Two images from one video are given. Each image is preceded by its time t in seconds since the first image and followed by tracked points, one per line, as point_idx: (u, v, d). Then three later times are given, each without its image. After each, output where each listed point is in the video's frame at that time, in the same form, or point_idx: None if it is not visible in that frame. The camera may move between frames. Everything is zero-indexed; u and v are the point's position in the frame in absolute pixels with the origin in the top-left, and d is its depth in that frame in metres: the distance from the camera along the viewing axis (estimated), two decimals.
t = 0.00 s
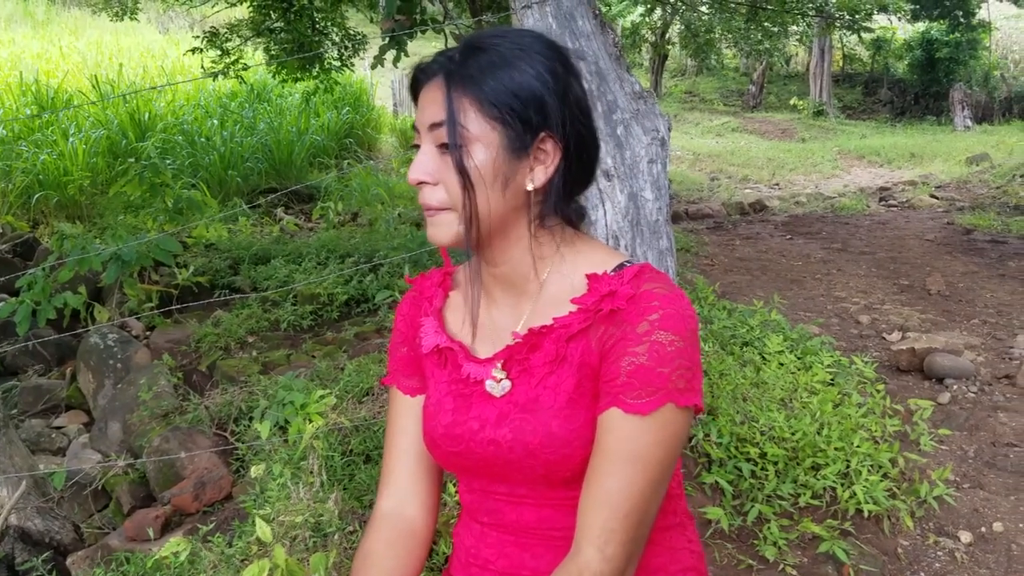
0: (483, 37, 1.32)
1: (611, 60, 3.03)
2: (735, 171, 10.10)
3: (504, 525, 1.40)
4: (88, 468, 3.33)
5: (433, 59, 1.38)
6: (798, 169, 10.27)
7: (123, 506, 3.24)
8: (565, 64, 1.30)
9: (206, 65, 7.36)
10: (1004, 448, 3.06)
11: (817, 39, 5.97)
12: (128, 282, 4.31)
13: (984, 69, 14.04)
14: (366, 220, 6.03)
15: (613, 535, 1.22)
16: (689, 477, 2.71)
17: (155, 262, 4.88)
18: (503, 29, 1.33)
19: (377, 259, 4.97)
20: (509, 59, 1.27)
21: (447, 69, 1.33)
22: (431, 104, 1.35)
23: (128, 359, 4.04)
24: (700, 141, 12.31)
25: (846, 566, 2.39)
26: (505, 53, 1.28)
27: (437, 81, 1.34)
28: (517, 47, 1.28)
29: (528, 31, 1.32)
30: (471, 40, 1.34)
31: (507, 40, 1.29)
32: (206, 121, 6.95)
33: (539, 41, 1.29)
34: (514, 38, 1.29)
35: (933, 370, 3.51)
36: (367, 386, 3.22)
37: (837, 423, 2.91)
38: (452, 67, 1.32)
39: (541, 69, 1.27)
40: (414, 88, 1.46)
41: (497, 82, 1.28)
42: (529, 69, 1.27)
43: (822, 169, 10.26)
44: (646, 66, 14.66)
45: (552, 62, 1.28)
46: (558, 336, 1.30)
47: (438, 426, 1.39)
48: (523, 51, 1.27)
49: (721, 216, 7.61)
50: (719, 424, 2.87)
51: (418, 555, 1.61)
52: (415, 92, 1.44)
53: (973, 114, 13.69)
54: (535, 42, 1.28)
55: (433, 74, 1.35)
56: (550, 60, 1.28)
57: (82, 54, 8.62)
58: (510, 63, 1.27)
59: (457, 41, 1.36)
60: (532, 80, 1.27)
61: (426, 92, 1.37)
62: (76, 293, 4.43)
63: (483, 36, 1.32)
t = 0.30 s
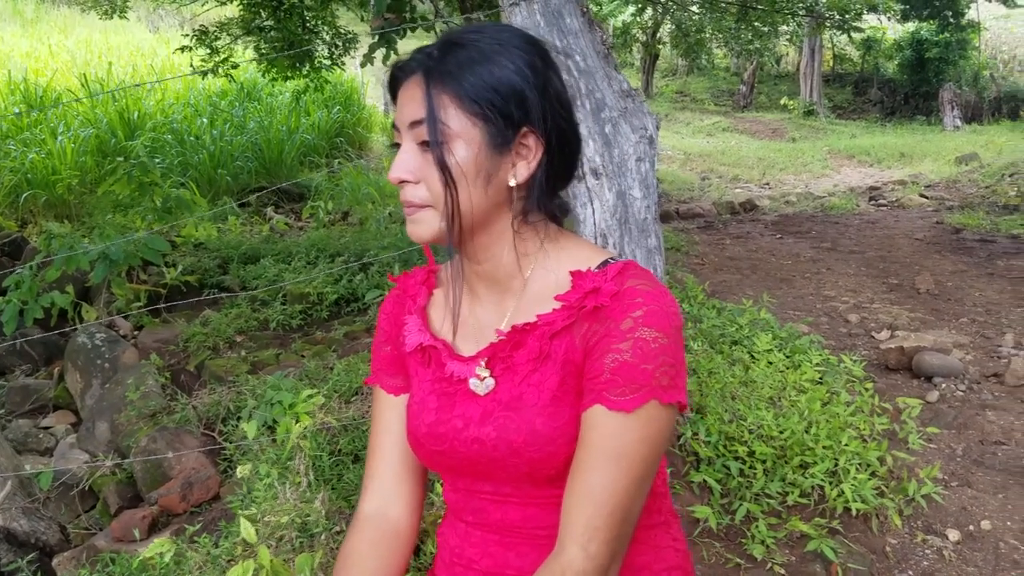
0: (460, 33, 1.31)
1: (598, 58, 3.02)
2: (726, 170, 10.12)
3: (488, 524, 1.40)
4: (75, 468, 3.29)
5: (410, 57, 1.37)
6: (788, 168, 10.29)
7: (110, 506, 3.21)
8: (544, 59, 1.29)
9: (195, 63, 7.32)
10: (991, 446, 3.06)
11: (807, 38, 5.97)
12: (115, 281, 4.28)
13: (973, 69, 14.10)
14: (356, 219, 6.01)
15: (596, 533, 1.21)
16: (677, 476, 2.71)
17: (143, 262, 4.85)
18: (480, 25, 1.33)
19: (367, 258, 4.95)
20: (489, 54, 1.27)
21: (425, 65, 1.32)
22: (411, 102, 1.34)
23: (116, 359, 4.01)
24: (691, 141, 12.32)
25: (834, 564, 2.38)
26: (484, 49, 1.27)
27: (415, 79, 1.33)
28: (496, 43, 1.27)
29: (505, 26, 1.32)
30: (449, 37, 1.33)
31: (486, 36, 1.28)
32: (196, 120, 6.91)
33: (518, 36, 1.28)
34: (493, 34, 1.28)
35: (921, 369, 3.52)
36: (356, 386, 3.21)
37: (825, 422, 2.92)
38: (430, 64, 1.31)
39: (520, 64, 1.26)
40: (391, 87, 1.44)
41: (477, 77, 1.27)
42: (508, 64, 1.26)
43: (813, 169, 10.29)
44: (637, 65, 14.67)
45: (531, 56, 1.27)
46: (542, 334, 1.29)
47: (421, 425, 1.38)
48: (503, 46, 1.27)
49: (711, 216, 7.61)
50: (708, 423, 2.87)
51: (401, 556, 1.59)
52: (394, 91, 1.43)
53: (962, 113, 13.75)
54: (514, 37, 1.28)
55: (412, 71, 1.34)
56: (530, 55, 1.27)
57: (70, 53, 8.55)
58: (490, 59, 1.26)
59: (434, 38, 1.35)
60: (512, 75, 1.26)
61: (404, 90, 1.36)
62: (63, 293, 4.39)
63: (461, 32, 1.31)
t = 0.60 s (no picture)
0: (451, 36, 1.31)
1: (592, 59, 3.02)
2: (720, 170, 10.14)
3: (481, 526, 1.40)
4: (69, 469, 3.28)
5: (400, 60, 1.37)
6: (782, 168, 10.31)
7: (104, 507, 3.21)
8: (535, 60, 1.30)
9: (189, 63, 7.30)
10: (984, 446, 3.08)
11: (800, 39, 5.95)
12: (109, 282, 4.27)
13: (966, 69, 14.17)
14: (351, 220, 6.00)
15: (589, 536, 1.22)
16: (671, 476, 2.72)
17: (136, 262, 4.84)
18: (470, 27, 1.33)
19: (361, 258, 4.94)
20: (479, 56, 1.27)
21: (416, 68, 1.32)
22: (403, 105, 1.34)
23: (110, 360, 4.01)
24: (685, 141, 12.34)
25: (827, 564, 2.39)
26: (475, 51, 1.27)
27: (406, 82, 1.33)
28: (486, 44, 1.28)
29: (495, 27, 1.32)
30: (439, 39, 1.33)
31: (476, 38, 1.29)
32: (190, 120, 6.89)
33: (509, 38, 1.28)
34: (483, 36, 1.29)
35: (914, 369, 3.53)
36: (350, 386, 3.21)
37: (818, 422, 2.93)
38: (421, 66, 1.31)
39: (512, 65, 1.26)
40: (383, 90, 1.45)
41: (468, 79, 1.27)
42: (500, 65, 1.26)
43: (807, 169, 10.32)
44: (632, 66, 14.69)
45: (522, 57, 1.27)
46: (535, 336, 1.29)
47: (415, 427, 1.38)
48: (493, 47, 1.27)
49: (705, 216, 7.63)
50: (701, 423, 2.88)
51: (395, 557, 1.60)
52: (386, 94, 1.43)
53: (956, 114, 13.79)
54: (504, 39, 1.28)
55: (403, 74, 1.34)
56: (521, 56, 1.27)
57: (63, 53, 8.53)
58: (481, 61, 1.27)
59: (425, 41, 1.35)
60: (503, 76, 1.26)
61: (396, 93, 1.36)
62: (57, 293, 4.38)
63: (451, 35, 1.32)
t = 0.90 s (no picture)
0: (442, 37, 1.31)
1: (586, 60, 3.02)
2: (715, 171, 10.16)
3: (472, 528, 1.40)
4: (62, 470, 3.27)
5: (390, 62, 1.37)
6: (776, 169, 10.33)
7: (97, 509, 3.20)
8: (527, 60, 1.29)
9: (183, 63, 7.29)
10: (977, 446, 3.08)
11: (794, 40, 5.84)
12: (103, 283, 4.25)
13: (960, 70, 14.21)
14: (345, 220, 6.00)
15: (582, 539, 1.22)
16: (665, 477, 2.72)
17: (130, 262, 4.83)
18: (459, 27, 1.33)
19: (355, 259, 4.94)
20: (470, 57, 1.26)
21: (408, 69, 1.31)
22: (394, 107, 1.33)
23: (104, 360, 4.00)
24: (680, 142, 12.36)
25: (821, 565, 2.39)
26: (466, 51, 1.27)
27: (397, 84, 1.33)
28: (478, 45, 1.27)
29: (485, 27, 1.32)
30: (430, 40, 1.32)
31: (467, 38, 1.28)
32: (184, 120, 6.87)
33: (500, 37, 1.28)
34: (474, 36, 1.28)
35: (908, 369, 3.54)
36: (344, 387, 3.20)
37: (811, 422, 2.93)
38: (412, 68, 1.31)
39: (504, 65, 1.26)
40: (373, 92, 1.44)
41: (460, 79, 1.26)
42: (492, 65, 1.26)
43: (801, 170, 10.34)
44: (627, 66, 14.71)
45: (514, 57, 1.27)
46: (529, 338, 1.29)
47: (407, 428, 1.38)
48: (484, 47, 1.27)
49: (700, 216, 7.64)
50: (695, 423, 2.88)
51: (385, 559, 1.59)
52: (376, 96, 1.42)
53: (949, 114, 13.84)
54: (496, 38, 1.28)
55: (393, 76, 1.33)
56: (512, 56, 1.27)
57: (57, 53, 8.50)
58: (472, 61, 1.26)
59: (415, 43, 1.35)
60: (495, 76, 1.26)
61: (386, 95, 1.36)
62: (50, 293, 4.37)
63: (441, 35, 1.31)
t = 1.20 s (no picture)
0: (427, 33, 1.31)
1: (579, 58, 3.01)
2: (709, 171, 10.17)
3: (464, 524, 1.40)
4: (54, 470, 3.25)
5: (378, 61, 1.37)
6: (770, 169, 10.35)
7: (90, 508, 3.20)
8: (513, 53, 1.29)
9: (177, 62, 7.27)
10: (970, 444, 3.09)
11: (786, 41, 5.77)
12: (96, 282, 4.24)
13: (953, 70, 14.24)
14: (340, 219, 5.99)
15: (572, 535, 1.22)
16: (658, 475, 2.72)
17: (124, 262, 4.82)
18: (445, 23, 1.33)
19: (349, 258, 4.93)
20: (457, 52, 1.26)
21: (395, 67, 1.31)
22: (382, 105, 1.33)
23: (97, 360, 3.98)
24: (675, 142, 12.37)
25: (813, 562, 2.40)
26: (452, 46, 1.27)
27: (385, 82, 1.32)
28: (464, 40, 1.27)
29: (471, 22, 1.32)
30: (416, 37, 1.32)
31: (453, 33, 1.28)
32: (178, 120, 6.86)
33: (486, 32, 1.28)
34: (459, 31, 1.28)
35: (900, 368, 3.55)
36: (337, 386, 3.20)
37: (804, 420, 2.94)
38: (399, 66, 1.31)
39: (491, 59, 1.26)
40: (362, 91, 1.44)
41: (448, 75, 1.26)
42: (478, 60, 1.26)
43: (795, 169, 10.36)
44: (621, 66, 14.72)
45: (501, 51, 1.27)
46: (520, 333, 1.29)
47: (399, 423, 1.38)
48: (471, 41, 1.27)
49: (694, 216, 7.65)
50: (688, 421, 2.88)
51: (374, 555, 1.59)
52: (365, 96, 1.42)
53: (943, 114, 13.88)
54: (481, 33, 1.28)
55: (381, 74, 1.33)
56: (499, 50, 1.27)
57: (51, 52, 8.47)
58: (458, 56, 1.26)
59: (402, 41, 1.35)
60: (482, 70, 1.26)
61: (375, 94, 1.36)
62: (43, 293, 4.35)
63: (427, 32, 1.31)
